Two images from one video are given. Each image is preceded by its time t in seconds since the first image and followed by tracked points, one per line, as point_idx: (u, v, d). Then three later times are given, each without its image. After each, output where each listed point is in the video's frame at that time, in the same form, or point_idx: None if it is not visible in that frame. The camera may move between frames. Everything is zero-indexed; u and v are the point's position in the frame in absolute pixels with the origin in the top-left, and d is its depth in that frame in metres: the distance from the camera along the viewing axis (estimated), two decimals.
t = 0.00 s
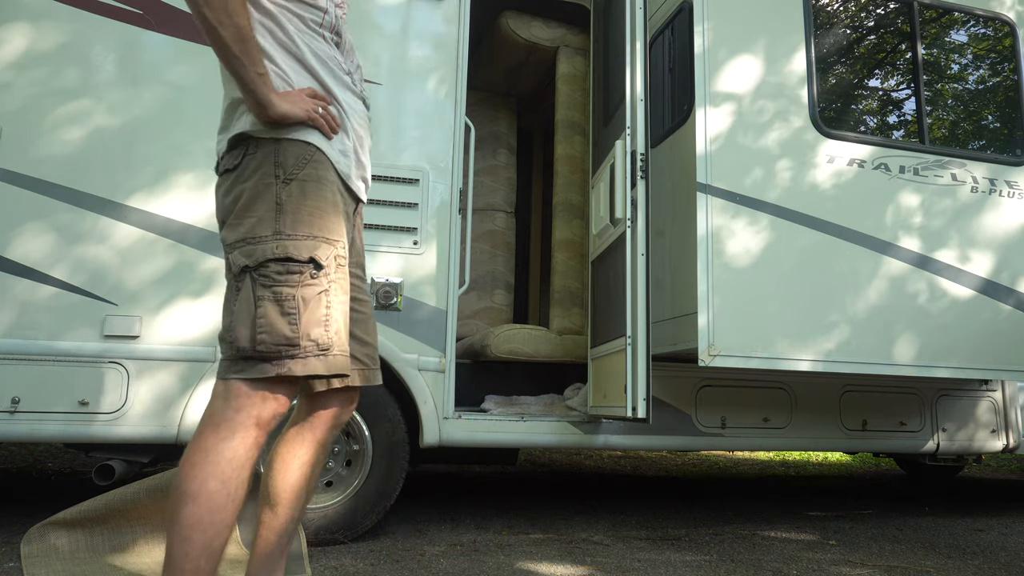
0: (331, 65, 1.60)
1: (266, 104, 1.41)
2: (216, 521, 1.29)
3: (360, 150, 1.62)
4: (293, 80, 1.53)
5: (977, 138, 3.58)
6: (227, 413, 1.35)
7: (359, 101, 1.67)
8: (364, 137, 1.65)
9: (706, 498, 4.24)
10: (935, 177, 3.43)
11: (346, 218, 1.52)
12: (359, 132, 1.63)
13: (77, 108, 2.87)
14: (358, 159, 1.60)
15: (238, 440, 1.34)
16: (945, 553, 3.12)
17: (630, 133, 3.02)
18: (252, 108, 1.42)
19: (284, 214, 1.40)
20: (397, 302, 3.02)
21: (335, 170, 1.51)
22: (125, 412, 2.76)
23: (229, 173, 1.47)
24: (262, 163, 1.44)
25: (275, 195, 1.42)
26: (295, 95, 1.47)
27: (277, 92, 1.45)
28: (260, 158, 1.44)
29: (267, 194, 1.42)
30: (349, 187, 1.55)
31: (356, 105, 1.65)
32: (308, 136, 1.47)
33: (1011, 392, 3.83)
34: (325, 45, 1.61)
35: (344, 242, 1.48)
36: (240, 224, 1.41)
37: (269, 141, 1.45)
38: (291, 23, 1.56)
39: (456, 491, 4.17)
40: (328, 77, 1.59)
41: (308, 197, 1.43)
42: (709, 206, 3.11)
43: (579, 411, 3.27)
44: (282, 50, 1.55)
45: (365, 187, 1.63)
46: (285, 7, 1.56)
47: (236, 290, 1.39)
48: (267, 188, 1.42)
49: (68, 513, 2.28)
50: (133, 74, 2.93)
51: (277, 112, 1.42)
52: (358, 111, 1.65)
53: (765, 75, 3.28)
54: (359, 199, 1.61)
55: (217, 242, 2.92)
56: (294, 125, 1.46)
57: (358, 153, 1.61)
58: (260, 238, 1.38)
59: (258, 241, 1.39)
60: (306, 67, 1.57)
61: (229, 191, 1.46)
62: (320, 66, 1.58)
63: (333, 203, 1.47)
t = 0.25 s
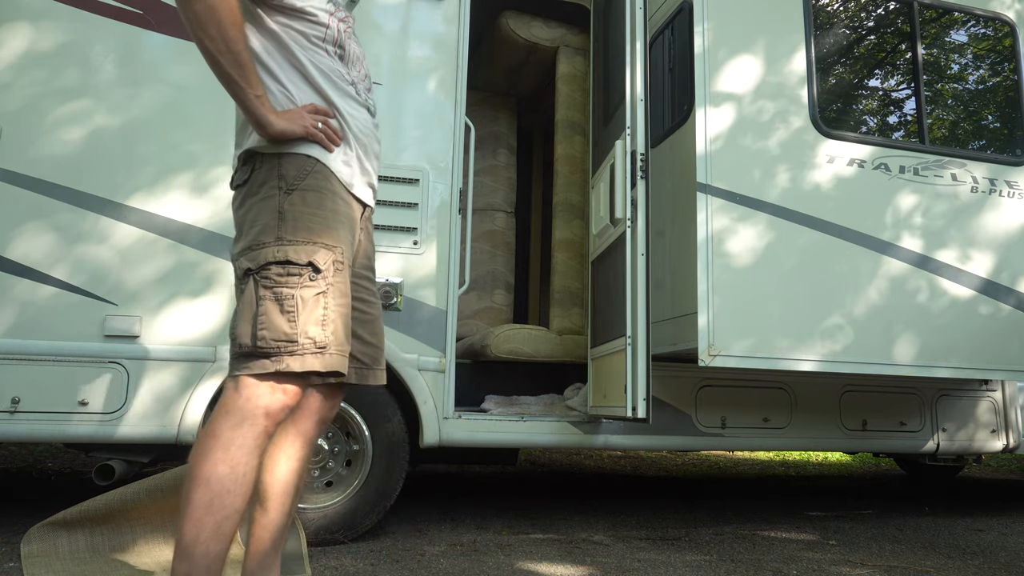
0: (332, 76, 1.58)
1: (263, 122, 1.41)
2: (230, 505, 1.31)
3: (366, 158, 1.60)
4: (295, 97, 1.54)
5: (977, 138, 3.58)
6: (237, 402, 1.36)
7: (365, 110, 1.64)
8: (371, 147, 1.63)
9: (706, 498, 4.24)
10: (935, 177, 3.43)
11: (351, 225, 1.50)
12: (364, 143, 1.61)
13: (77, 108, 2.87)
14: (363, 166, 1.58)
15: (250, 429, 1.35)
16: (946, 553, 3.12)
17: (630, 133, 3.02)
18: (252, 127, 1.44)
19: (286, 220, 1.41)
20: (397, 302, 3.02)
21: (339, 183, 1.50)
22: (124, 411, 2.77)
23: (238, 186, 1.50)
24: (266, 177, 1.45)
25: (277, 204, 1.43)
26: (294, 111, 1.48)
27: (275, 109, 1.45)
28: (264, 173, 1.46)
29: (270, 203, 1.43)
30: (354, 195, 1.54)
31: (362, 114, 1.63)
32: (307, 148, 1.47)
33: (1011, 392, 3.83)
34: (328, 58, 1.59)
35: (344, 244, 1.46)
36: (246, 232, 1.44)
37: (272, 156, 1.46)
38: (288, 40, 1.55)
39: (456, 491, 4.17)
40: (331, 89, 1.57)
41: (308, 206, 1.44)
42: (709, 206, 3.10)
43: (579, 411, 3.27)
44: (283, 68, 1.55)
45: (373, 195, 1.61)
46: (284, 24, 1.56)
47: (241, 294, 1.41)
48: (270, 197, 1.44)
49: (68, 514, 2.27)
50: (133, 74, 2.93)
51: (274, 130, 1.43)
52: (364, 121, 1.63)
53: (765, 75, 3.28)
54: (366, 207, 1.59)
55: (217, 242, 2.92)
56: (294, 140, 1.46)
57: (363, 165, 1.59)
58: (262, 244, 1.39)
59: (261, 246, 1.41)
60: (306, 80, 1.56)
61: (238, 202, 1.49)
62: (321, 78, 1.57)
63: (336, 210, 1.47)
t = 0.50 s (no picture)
0: (332, 93, 1.62)
1: (264, 138, 1.48)
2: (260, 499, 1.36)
3: (366, 168, 1.65)
4: (297, 113, 1.58)
5: (977, 138, 3.58)
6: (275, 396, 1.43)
7: (365, 123, 1.68)
8: (371, 160, 1.67)
9: (706, 498, 4.24)
10: (934, 177, 3.43)
11: (354, 227, 1.56)
12: (366, 156, 1.65)
13: (77, 108, 2.87)
14: (363, 176, 1.63)
15: (284, 421, 1.41)
16: (946, 553, 3.12)
17: (630, 132, 3.02)
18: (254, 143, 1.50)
19: (290, 227, 1.48)
20: (397, 302, 3.02)
21: (340, 191, 1.55)
22: (125, 411, 2.77)
23: (245, 198, 1.57)
24: (269, 189, 1.52)
25: (282, 212, 1.50)
26: (294, 126, 1.53)
27: (275, 125, 1.51)
28: (268, 186, 1.53)
29: (275, 211, 1.50)
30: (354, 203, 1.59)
31: (363, 128, 1.67)
32: (307, 159, 1.53)
33: (1011, 392, 3.83)
34: (329, 75, 1.63)
35: (348, 244, 1.52)
36: (256, 241, 1.52)
37: (274, 168, 1.53)
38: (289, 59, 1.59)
39: (456, 491, 4.17)
40: (331, 105, 1.62)
41: (311, 212, 1.50)
42: (709, 206, 3.10)
43: (579, 411, 3.28)
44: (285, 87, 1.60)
45: (374, 203, 1.66)
46: (288, 45, 1.60)
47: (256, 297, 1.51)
48: (274, 206, 1.51)
49: (67, 514, 2.31)
50: (133, 74, 2.94)
51: (274, 144, 1.48)
52: (365, 134, 1.67)
53: (765, 75, 3.28)
54: (368, 214, 1.64)
55: (217, 242, 2.92)
56: (294, 153, 1.52)
57: (364, 178, 1.63)
58: (271, 250, 1.48)
59: (270, 253, 1.49)
60: (307, 96, 1.60)
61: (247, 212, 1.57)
62: (322, 95, 1.61)
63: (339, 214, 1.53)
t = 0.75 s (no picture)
0: (335, 102, 1.62)
1: (263, 140, 1.48)
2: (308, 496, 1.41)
3: (365, 176, 1.65)
4: (298, 120, 1.59)
5: (977, 138, 3.58)
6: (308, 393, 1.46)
7: (368, 134, 1.68)
8: (370, 171, 1.67)
9: (706, 498, 4.24)
10: (934, 177, 3.43)
11: (356, 229, 1.56)
12: (364, 166, 1.65)
13: (78, 108, 2.87)
14: (361, 183, 1.63)
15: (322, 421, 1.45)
16: (946, 552, 3.12)
17: (630, 133, 3.02)
18: (254, 146, 1.51)
19: (295, 231, 1.49)
20: (397, 302, 3.02)
21: (339, 196, 1.56)
22: (124, 411, 2.77)
23: (248, 201, 1.57)
24: (273, 194, 1.53)
25: (286, 217, 1.51)
26: (293, 130, 1.54)
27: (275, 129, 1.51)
28: (269, 189, 1.54)
29: (279, 217, 1.51)
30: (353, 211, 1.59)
31: (365, 138, 1.66)
32: (307, 163, 1.53)
33: (1011, 392, 3.83)
34: (335, 85, 1.63)
35: (352, 245, 1.52)
36: (260, 247, 1.52)
37: (275, 172, 1.54)
38: (295, 67, 1.60)
39: (455, 491, 4.17)
40: (334, 114, 1.62)
41: (314, 215, 1.50)
42: (709, 206, 3.10)
43: (579, 411, 3.28)
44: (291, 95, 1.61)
45: (371, 210, 1.66)
46: (296, 54, 1.60)
47: (264, 303, 1.50)
48: (277, 210, 1.51)
49: (68, 514, 2.34)
50: (133, 74, 2.93)
51: (272, 146, 1.49)
52: (367, 145, 1.66)
53: (765, 75, 3.28)
54: (365, 220, 1.64)
55: (217, 242, 2.92)
56: (292, 157, 1.52)
57: (361, 188, 1.63)
58: (277, 256, 1.48)
59: (277, 257, 1.49)
60: (310, 104, 1.60)
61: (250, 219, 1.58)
62: (325, 104, 1.61)
63: (342, 216, 1.54)
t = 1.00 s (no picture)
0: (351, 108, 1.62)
1: (282, 142, 1.49)
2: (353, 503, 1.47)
3: (377, 181, 1.65)
4: (315, 124, 1.59)
5: (977, 138, 3.58)
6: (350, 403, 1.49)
7: (381, 141, 1.67)
8: (382, 176, 1.67)
9: (706, 498, 4.24)
10: (934, 177, 3.43)
11: (369, 236, 1.55)
12: (377, 172, 1.65)
13: (78, 108, 2.87)
14: (374, 189, 1.63)
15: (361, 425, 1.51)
16: (946, 552, 3.12)
17: (630, 133, 3.02)
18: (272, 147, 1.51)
19: (311, 237, 1.49)
20: (397, 302, 3.02)
21: (354, 201, 1.56)
22: (124, 411, 2.77)
23: (263, 202, 1.58)
24: (288, 196, 1.53)
25: (302, 222, 1.50)
26: (310, 133, 1.54)
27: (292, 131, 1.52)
28: (284, 192, 1.54)
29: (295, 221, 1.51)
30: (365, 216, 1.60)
31: (378, 145, 1.66)
32: (323, 168, 1.53)
33: (1011, 392, 3.83)
34: (351, 91, 1.63)
35: (367, 252, 1.52)
36: (275, 250, 1.52)
37: (290, 174, 1.54)
38: (314, 71, 1.60)
39: (456, 491, 4.17)
40: (349, 120, 1.62)
41: (330, 221, 1.50)
42: (709, 206, 3.10)
43: (579, 411, 3.28)
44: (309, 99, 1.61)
45: (382, 215, 1.66)
46: (314, 58, 1.60)
47: (278, 306, 1.50)
48: (293, 215, 1.51)
49: (67, 515, 2.37)
50: (133, 74, 2.94)
51: (291, 150, 1.49)
52: (380, 151, 1.66)
53: (765, 75, 3.28)
54: (375, 225, 1.64)
55: (217, 242, 2.92)
56: (308, 160, 1.52)
57: (374, 193, 1.63)
58: (293, 261, 1.48)
59: (293, 262, 1.49)
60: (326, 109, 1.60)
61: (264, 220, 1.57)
62: (342, 109, 1.61)
63: (357, 222, 1.54)
